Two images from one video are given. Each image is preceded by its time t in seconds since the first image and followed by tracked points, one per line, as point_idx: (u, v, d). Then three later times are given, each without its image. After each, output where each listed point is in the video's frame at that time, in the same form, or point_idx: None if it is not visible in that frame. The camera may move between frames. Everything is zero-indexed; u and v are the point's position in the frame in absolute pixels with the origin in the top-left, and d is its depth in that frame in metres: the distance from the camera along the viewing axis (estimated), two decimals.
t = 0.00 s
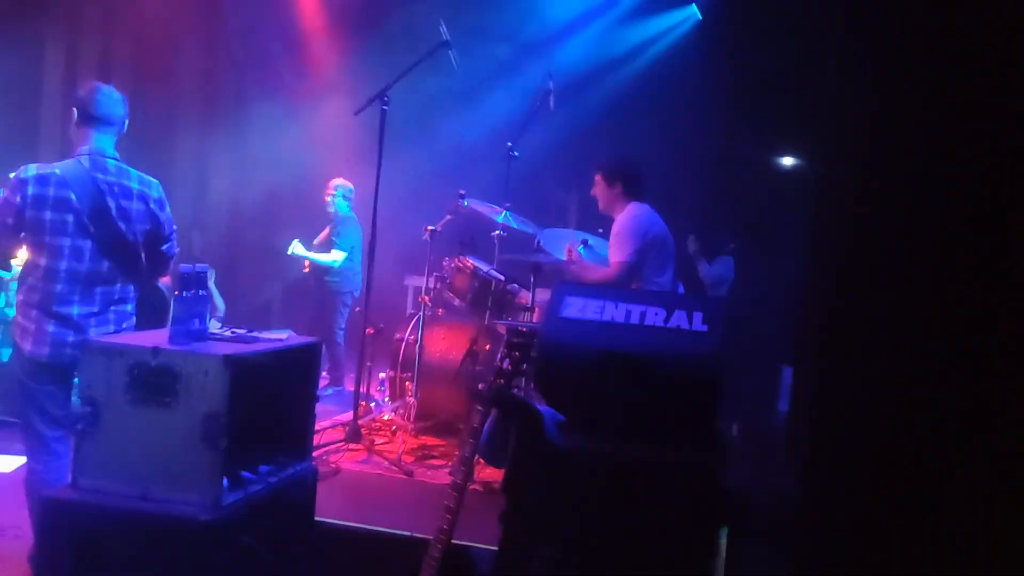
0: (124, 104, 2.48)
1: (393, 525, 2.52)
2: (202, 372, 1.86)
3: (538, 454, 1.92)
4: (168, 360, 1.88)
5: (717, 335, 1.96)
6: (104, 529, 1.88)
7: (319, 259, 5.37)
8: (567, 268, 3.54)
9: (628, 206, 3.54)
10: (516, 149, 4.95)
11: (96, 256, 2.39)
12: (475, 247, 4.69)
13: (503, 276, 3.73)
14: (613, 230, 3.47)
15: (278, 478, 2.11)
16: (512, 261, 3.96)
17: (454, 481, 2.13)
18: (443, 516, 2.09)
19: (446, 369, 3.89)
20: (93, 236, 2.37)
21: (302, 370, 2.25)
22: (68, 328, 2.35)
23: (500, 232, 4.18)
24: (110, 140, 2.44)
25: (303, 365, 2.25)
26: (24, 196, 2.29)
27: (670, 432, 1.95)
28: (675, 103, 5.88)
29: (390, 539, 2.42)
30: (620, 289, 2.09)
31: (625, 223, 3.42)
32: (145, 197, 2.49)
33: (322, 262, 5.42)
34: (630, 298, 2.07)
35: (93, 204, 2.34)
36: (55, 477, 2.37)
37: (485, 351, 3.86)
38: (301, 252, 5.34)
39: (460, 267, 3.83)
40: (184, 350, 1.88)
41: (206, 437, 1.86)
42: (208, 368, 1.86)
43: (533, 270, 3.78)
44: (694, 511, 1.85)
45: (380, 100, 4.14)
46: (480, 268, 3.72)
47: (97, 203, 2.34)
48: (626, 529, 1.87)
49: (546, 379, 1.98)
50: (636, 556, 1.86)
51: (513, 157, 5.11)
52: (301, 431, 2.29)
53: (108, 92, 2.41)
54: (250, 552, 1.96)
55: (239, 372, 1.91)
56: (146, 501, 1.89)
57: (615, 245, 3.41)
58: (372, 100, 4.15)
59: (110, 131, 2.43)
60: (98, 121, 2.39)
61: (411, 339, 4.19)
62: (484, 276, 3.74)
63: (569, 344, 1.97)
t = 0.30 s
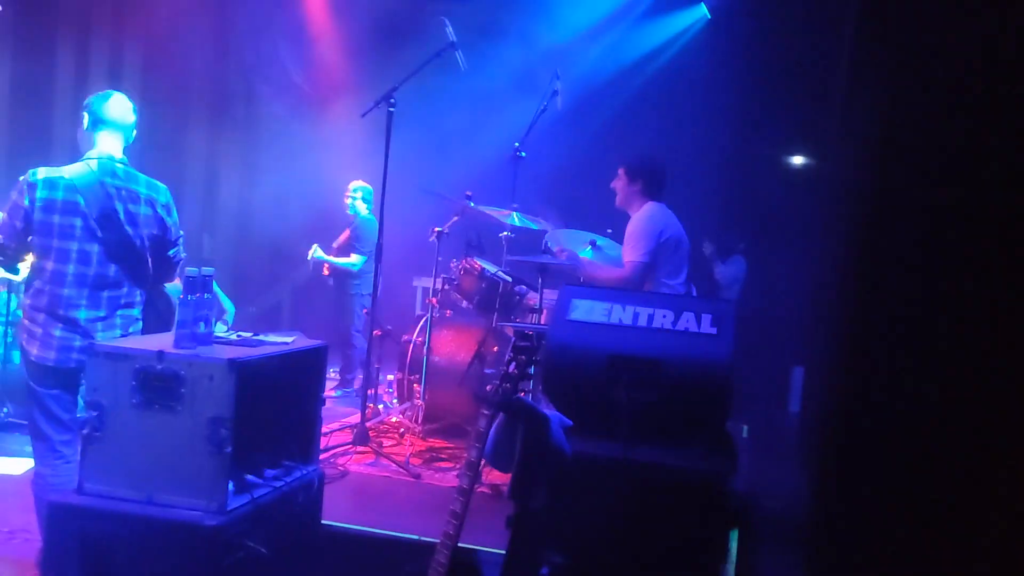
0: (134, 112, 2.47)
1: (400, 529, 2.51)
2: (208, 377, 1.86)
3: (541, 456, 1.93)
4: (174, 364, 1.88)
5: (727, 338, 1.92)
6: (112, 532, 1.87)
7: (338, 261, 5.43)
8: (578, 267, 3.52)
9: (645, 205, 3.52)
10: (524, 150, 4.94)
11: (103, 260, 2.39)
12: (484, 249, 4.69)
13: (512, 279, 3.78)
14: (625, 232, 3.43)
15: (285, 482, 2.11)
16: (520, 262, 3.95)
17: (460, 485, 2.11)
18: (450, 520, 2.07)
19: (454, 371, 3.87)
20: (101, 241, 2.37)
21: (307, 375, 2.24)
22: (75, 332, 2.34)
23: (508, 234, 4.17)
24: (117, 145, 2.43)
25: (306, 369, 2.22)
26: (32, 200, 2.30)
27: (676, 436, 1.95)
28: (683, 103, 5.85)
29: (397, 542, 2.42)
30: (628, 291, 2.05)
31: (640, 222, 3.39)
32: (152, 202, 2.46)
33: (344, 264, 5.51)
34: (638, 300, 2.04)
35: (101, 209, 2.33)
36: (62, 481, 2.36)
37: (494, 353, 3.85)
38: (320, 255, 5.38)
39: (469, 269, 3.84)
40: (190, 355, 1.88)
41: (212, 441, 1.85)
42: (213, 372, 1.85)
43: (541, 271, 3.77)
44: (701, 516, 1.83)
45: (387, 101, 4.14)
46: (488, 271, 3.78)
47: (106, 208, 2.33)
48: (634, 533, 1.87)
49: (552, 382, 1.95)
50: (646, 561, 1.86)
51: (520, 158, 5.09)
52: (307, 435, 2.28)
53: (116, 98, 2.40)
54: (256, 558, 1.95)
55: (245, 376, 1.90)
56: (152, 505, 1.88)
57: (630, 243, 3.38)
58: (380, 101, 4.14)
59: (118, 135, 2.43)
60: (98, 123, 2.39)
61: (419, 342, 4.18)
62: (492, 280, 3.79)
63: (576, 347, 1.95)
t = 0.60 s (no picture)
0: (139, 115, 2.47)
1: (404, 530, 2.51)
2: (210, 378, 1.85)
3: (545, 456, 1.94)
4: (176, 366, 1.87)
5: (730, 340, 1.90)
6: (114, 534, 1.87)
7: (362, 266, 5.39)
8: (589, 264, 3.49)
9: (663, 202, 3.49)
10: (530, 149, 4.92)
11: (108, 261, 2.39)
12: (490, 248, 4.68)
13: (518, 278, 3.73)
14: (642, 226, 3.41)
15: (290, 484, 2.10)
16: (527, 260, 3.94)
17: (464, 487, 2.10)
18: (452, 523, 2.06)
19: (460, 370, 3.87)
20: (106, 242, 2.37)
21: (311, 376, 2.23)
22: (81, 334, 2.34)
23: (514, 233, 4.16)
24: (121, 146, 2.43)
25: (311, 370, 2.21)
26: (36, 202, 2.29)
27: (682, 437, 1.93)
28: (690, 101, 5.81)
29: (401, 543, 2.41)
30: (633, 291, 2.04)
31: (656, 218, 3.36)
32: (156, 204, 2.48)
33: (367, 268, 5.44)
34: (643, 300, 2.02)
35: (106, 211, 2.33)
36: (67, 482, 2.35)
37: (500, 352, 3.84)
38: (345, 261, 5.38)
39: (474, 268, 3.83)
40: (193, 357, 1.87)
41: (214, 444, 1.85)
42: (216, 374, 1.85)
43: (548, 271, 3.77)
44: (707, 518, 1.81)
45: (393, 101, 4.13)
46: (494, 269, 3.73)
47: (110, 209, 2.34)
48: (638, 537, 1.85)
49: (558, 383, 1.94)
50: (651, 566, 1.84)
51: (528, 156, 5.08)
52: (312, 436, 2.28)
53: (119, 102, 2.40)
54: (260, 561, 1.94)
55: (248, 378, 1.89)
56: (155, 507, 1.88)
57: (644, 239, 3.36)
58: (385, 100, 4.13)
59: (123, 138, 2.42)
60: (107, 125, 2.37)
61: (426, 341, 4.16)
62: (498, 278, 3.73)
63: (580, 348, 1.94)
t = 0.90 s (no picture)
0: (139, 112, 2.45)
1: (409, 527, 2.50)
2: (211, 377, 1.84)
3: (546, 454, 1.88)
4: (177, 365, 1.86)
5: (736, 335, 1.87)
6: (115, 534, 1.86)
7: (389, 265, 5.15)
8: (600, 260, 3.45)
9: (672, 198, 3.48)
10: (536, 145, 4.90)
11: (111, 260, 2.38)
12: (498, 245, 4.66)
13: (524, 274, 3.70)
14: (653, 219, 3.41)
15: (292, 483, 2.10)
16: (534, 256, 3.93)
17: (466, 487, 2.09)
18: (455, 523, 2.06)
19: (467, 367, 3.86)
20: (109, 241, 2.36)
21: (313, 375, 2.21)
22: (86, 333, 2.34)
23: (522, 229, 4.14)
24: (123, 143, 2.41)
25: (314, 368, 2.20)
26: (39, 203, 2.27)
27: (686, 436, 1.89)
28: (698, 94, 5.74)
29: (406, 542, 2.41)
30: (638, 287, 2.01)
31: (667, 213, 3.34)
32: (159, 202, 2.46)
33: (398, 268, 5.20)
34: (649, 296, 2.00)
35: (108, 209, 2.34)
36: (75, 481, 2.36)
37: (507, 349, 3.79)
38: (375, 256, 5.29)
39: (482, 265, 3.85)
40: (194, 354, 1.86)
41: (216, 443, 1.84)
42: (217, 372, 1.84)
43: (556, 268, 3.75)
44: (712, 515, 1.80)
45: (398, 97, 4.12)
46: (501, 266, 3.72)
47: (112, 208, 2.34)
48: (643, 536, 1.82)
49: (561, 381, 1.91)
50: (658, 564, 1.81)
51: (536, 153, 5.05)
52: (314, 436, 2.27)
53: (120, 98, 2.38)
54: (263, 560, 1.94)
55: (248, 377, 1.88)
56: (156, 506, 1.88)
57: (656, 234, 3.34)
58: (390, 97, 4.13)
59: (124, 135, 2.40)
60: (101, 122, 2.36)
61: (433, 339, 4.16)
62: (505, 275, 3.73)
63: (584, 343, 1.89)
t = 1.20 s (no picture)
0: (157, 111, 2.46)
1: (426, 526, 2.50)
2: (227, 376, 1.84)
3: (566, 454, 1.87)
4: (193, 363, 1.86)
5: (753, 332, 1.84)
6: (135, 533, 1.87)
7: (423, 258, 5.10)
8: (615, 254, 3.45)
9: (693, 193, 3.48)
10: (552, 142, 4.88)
11: (130, 259, 2.38)
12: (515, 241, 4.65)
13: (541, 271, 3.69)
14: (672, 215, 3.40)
15: (308, 481, 2.10)
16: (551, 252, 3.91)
17: (481, 484, 2.09)
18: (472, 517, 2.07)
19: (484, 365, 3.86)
20: (128, 241, 2.37)
21: (330, 373, 2.21)
22: (105, 333, 2.35)
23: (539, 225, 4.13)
24: (143, 143, 2.42)
25: (330, 366, 2.20)
26: (59, 202, 2.32)
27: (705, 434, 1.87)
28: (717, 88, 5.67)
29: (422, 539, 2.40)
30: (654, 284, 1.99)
31: (685, 209, 3.34)
32: (178, 200, 2.43)
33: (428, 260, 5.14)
34: (665, 294, 1.97)
35: (126, 209, 2.34)
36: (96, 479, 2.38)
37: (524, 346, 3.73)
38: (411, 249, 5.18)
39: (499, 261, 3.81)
40: (210, 354, 1.86)
41: (232, 442, 1.84)
42: (233, 371, 1.84)
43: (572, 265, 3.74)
44: (732, 513, 1.78)
45: (414, 95, 4.11)
46: (518, 262, 3.69)
47: (130, 207, 2.34)
48: (664, 535, 1.81)
49: (576, 378, 1.89)
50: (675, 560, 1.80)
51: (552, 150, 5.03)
52: (331, 434, 2.26)
53: (137, 100, 2.40)
54: (280, 558, 1.94)
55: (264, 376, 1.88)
56: (174, 505, 1.88)
57: (673, 229, 3.34)
58: (405, 95, 4.12)
59: (144, 136, 2.42)
60: (121, 125, 2.38)
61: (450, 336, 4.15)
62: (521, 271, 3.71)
63: (602, 342, 1.87)
